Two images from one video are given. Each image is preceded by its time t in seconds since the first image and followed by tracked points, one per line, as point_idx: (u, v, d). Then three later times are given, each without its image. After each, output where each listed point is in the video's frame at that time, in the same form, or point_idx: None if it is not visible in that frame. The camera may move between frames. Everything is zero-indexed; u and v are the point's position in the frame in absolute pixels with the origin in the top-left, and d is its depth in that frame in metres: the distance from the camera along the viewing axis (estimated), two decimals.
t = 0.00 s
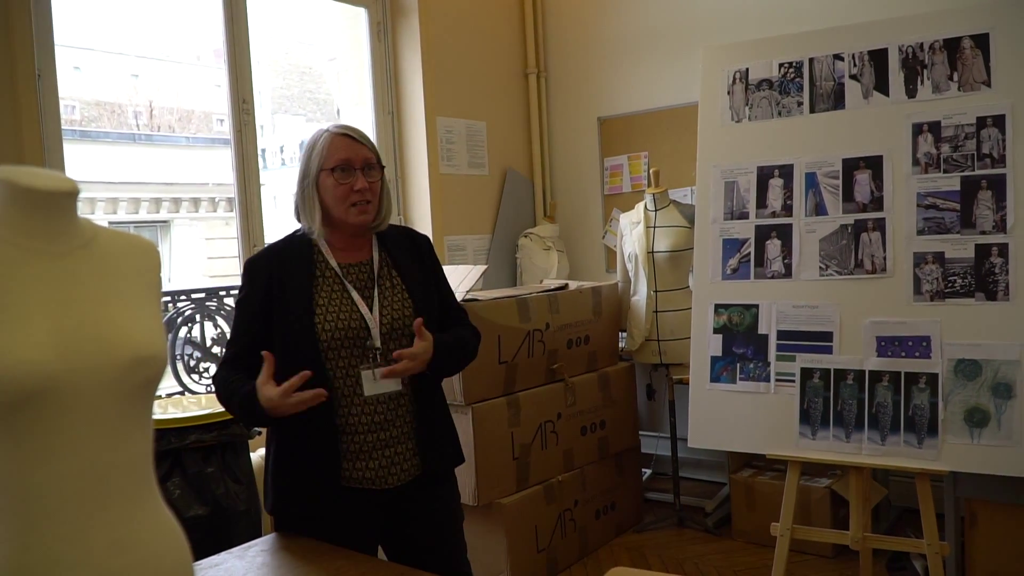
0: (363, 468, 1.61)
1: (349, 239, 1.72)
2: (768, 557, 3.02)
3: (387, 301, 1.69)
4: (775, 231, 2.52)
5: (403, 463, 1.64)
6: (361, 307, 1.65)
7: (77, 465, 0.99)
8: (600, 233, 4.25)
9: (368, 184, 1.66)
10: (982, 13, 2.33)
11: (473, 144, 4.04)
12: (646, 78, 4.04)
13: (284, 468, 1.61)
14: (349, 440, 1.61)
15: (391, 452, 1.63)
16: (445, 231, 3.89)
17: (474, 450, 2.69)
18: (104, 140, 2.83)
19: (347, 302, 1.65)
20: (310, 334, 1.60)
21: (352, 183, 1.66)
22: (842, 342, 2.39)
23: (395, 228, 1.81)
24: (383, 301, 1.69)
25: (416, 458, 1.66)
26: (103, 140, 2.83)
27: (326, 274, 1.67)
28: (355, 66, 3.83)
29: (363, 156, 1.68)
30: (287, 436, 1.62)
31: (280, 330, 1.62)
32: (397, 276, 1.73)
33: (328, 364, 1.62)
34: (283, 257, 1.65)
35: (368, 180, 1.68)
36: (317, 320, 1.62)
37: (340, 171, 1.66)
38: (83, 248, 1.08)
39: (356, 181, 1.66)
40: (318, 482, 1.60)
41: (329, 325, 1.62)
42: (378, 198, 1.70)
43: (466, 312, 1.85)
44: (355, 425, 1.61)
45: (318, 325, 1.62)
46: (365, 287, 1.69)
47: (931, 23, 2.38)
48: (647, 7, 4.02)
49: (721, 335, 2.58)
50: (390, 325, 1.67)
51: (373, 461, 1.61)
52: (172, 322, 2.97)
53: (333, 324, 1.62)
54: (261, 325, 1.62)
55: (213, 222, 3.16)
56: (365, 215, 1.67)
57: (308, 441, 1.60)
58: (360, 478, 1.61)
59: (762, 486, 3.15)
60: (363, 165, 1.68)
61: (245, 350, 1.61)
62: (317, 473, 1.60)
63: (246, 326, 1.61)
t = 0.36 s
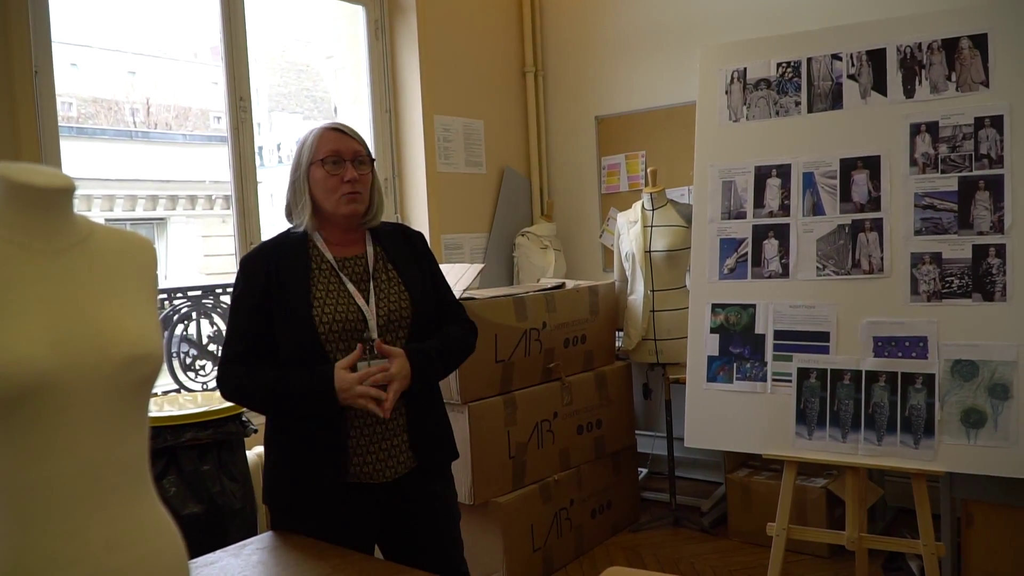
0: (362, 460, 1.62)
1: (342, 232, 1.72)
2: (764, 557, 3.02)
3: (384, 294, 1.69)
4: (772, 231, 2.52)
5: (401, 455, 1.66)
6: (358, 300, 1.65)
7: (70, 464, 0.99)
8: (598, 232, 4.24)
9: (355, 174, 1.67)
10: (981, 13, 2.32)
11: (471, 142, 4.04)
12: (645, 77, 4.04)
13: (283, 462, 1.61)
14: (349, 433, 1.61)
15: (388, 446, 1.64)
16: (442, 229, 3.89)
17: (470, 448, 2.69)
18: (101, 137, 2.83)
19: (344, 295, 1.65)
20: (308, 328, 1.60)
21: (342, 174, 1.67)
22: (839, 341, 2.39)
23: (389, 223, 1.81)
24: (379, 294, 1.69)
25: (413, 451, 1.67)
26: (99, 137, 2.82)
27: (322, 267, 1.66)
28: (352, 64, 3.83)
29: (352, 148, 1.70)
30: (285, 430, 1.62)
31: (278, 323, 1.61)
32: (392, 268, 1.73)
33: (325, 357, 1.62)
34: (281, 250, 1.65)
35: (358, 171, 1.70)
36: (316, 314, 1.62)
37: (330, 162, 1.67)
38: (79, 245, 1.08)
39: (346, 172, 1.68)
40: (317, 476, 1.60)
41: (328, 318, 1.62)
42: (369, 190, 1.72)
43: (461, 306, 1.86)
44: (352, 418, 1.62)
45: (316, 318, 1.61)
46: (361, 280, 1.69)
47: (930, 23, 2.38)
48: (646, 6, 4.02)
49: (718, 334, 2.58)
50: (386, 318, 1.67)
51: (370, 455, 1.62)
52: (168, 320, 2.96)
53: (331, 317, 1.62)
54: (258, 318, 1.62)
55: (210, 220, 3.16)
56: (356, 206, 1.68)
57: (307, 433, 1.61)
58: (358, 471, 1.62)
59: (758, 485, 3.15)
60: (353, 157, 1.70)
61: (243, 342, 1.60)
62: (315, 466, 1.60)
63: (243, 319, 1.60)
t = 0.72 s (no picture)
0: (360, 456, 1.62)
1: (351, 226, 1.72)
2: (761, 556, 3.03)
3: (383, 291, 1.70)
4: (770, 229, 2.52)
5: (400, 452, 1.66)
6: (358, 298, 1.66)
7: (68, 461, 0.99)
8: (596, 230, 4.24)
9: (375, 171, 1.69)
10: (979, 13, 2.32)
11: (469, 140, 4.03)
12: (644, 76, 4.04)
13: (281, 458, 1.62)
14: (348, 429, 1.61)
15: (387, 443, 1.65)
16: (440, 227, 3.89)
17: (468, 446, 2.69)
18: (98, 134, 2.82)
19: (344, 292, 1.65)
20: (309, 325, 1.60)
21: (358, 173, 1.69)
22: (836, 340, 2.39)
23: (388, 219, 1.82)
24: (379, 291, 1.69)
25: (412, 447, 1.68)
26: (96, 134, 2.82)
27: (322, 264, 1.67)
28: (350, 62, 3.82)
29: (369, 149, 1.72)
30: (284, 426, 1.62)
31: (278, 319, 1.61)
32: (391, 266, 1.74)
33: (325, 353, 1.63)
34: (279, 247, 1.65)
35: (373, 172, 1.71)
36: (316, 311, 1.62)
37: (348, 160, 1.69)
38: (78, 241, 1.07)
39: (362, 171, 1.69)
40: (315, 473, 1.60)
41: (328, 315, 1.62)
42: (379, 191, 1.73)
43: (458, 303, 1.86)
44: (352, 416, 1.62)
45: (316, 315, 1.62)
46: (361, 277, 1.69)
47: (930, 21, 2.38)
48: (645, 4, 4.01)
49: (717, 333, 2.58)
50: (386, 316, 1.68)
51: (369, 452, 1.63)
52: (166, 317, 2.96)
53: (331, 314, 1.63)
54: (257, 314, 1.62)
55: (208, 217, 3.16)
56: (368, 206, 1.69)
57: (306, 429, 1.61)
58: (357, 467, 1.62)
59: (756, 484, 3.15)
60: (369, 157, 1.72)
61: (243, 338, 1.60)
62: (315, 463, 1.60)
63: (243, 315, 1.60)
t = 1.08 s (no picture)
0: (359, 451, 1.62)
1: (356, 224, 1.72)
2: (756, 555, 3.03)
3: (385, 286, 1.70)
4: (768, 229, 2.53)
5: (399, 448, 1.66)
6: (360, 292, 1.66)
7: (66, 456, 0.99)
8: (593, 230, 4.25)
9: (383, 169, 1.70)
10: (977, 14, 2.33)
11: (467, 139, 4.04)
12: (642, 76, 4.05)
13: (279, 452, 1.61)
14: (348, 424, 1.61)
15: (385, 439, 1.65)
16: (438, 226, 3.89)
17: (465, 444, 2.69)
18: (97, 130, 2.82)
19: (346, 286, 1.65)
20: (310, 319, 1.60)
21: (367, 170, 1.69)
22: (833, 340, 2.40)
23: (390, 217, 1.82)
24: (380, 286, 1.69)
25: (410, 444, 1.68)
26: (95, 130, 2.81)
27: (324, 258, 1.67)
28: (349, 59, 3.82)
29: (377, 147, 1.73)
30: (283, 420, 1.62)
31: (279, 313, 1.61)
32: (393, 261, 1.74)
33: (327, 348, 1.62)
34: (281, 240, 1.65)
35: (380, 171, 1.72)
36: (318, 304, 1.62)
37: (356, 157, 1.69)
38: (77, 236, 1.07)
39: (370, 169, 1.69)
40: (314, 468, 1.60)
41: (330, 308, 1.62)
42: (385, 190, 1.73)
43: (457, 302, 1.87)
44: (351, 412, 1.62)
45: (318, 308, 1.62)
46: (362, 272, 1.69)
47: (928, 22, 2.39)
48: (643, 4, 4.02)
49: (714, 332, 2.59)
50: (387, 311, 1.68)
51: (368, 448, 1.63)
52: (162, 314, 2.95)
53: (333, 308, 1.63)
54: (258, 307, 1.61)
55: (206, 214, 3.16)
56: (374, 203, 1.69)
57: (305, 423, 1.61)
58: (355, 462, 1.62)
59: (752, 483, 3.16)
60: (377, 155, 1.72)
61: (243, 331, 1.60)
62: (313, 457, 1.60)
63: (244, 307, 1.60)
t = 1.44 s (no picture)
0: (367, 451, 1.63)
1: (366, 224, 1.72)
2: (753, 553, 3.04)
3: (394, 289, 1.72)
4: (764, 228, 2.53)
5: (405, 449, 1.68)
6: (372, 294, 1.67)
7: (61, 457, 0.99)
8: (590, 228, 4.25)
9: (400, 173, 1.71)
10: (973, 12, 2.33)
11: (464, 138, 4.03)
12: (639, 74, 4.04)
13: (283, 452, 1.60)
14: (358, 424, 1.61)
15: (391, 441, 1.66)
16: (434, 225, 3.89)
17: (462, 443, 2.69)
18: (92, 131, 2.81)
19: (358, 287, 1.66)
20: (325, 319, 1.60)
21: (383, 173, 1.69)
22: (829, 339, 2.39)
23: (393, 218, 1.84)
24: (389, 289, 1.72)
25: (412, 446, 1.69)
26: (90, 130, 2.81)
27: (336, 258, 1.67)
28: (345, 59, 3.82)
29: (392, 149, 1.72)
30: (288, 420, 1.61)
31: (290, 312, 1.60)
32: (399, 265, 1.76)
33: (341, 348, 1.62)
34: (293, 237, 1.63)
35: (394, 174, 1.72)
36: (333, 305, 1.62)
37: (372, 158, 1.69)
38: (73, 237, 1.07)
39: (385, 172, 1.69)
40: (321, 467, 1.59)
41: (344, 309, 1.63)
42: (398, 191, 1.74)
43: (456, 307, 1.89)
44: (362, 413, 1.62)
45: (333, 309, 1.62)
46: (372, 274, 1.71)
47: (923, 20, 2.38)
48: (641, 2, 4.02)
49: (711, 330, 2.59)
50: (397, 314, 1.71)
51: (375, 449, 1.64)
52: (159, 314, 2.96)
53: (346, 309, 1.63)
54: (268, 304, 1.60)
55: (202, 214, 3.15)
56: (386, 207, 1.70)
57: (312, 423, 1.60)
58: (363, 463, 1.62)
59: (750, 482, 3.16)
60: (391, 158, 1.72)
61: (253, 329, 1.58)
62: (320, 456, 1.59)
63: (255, 305, 1.58)
